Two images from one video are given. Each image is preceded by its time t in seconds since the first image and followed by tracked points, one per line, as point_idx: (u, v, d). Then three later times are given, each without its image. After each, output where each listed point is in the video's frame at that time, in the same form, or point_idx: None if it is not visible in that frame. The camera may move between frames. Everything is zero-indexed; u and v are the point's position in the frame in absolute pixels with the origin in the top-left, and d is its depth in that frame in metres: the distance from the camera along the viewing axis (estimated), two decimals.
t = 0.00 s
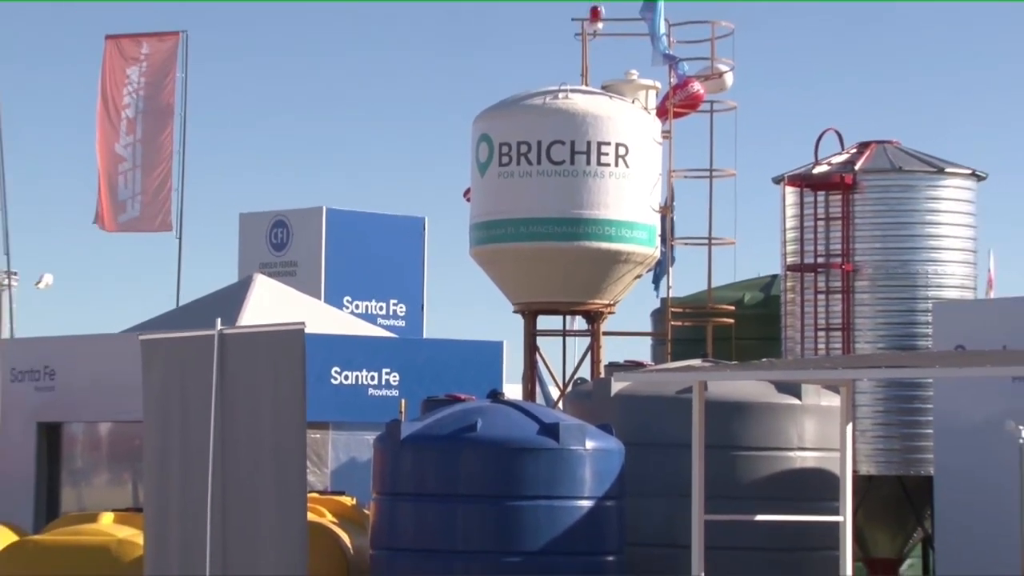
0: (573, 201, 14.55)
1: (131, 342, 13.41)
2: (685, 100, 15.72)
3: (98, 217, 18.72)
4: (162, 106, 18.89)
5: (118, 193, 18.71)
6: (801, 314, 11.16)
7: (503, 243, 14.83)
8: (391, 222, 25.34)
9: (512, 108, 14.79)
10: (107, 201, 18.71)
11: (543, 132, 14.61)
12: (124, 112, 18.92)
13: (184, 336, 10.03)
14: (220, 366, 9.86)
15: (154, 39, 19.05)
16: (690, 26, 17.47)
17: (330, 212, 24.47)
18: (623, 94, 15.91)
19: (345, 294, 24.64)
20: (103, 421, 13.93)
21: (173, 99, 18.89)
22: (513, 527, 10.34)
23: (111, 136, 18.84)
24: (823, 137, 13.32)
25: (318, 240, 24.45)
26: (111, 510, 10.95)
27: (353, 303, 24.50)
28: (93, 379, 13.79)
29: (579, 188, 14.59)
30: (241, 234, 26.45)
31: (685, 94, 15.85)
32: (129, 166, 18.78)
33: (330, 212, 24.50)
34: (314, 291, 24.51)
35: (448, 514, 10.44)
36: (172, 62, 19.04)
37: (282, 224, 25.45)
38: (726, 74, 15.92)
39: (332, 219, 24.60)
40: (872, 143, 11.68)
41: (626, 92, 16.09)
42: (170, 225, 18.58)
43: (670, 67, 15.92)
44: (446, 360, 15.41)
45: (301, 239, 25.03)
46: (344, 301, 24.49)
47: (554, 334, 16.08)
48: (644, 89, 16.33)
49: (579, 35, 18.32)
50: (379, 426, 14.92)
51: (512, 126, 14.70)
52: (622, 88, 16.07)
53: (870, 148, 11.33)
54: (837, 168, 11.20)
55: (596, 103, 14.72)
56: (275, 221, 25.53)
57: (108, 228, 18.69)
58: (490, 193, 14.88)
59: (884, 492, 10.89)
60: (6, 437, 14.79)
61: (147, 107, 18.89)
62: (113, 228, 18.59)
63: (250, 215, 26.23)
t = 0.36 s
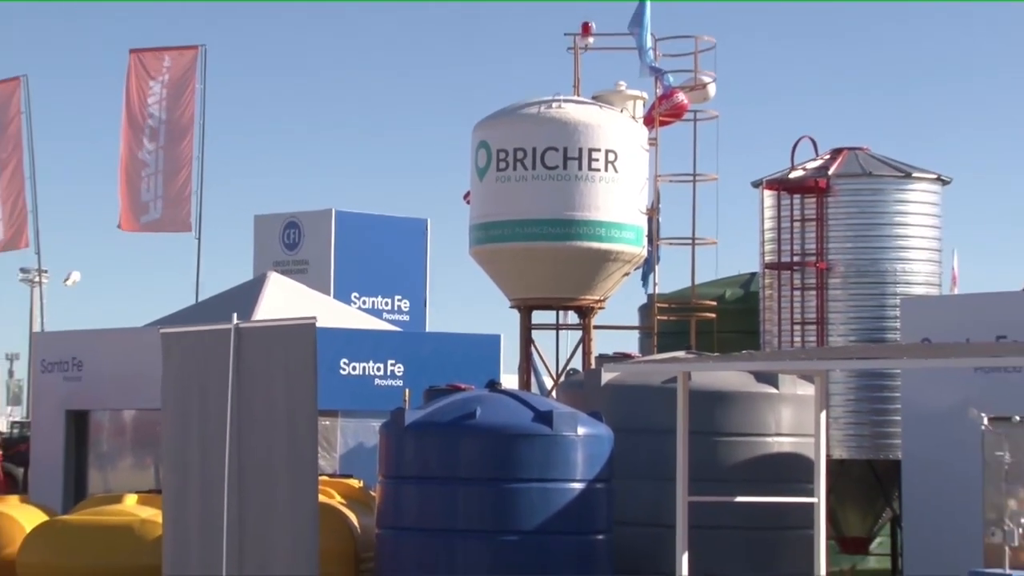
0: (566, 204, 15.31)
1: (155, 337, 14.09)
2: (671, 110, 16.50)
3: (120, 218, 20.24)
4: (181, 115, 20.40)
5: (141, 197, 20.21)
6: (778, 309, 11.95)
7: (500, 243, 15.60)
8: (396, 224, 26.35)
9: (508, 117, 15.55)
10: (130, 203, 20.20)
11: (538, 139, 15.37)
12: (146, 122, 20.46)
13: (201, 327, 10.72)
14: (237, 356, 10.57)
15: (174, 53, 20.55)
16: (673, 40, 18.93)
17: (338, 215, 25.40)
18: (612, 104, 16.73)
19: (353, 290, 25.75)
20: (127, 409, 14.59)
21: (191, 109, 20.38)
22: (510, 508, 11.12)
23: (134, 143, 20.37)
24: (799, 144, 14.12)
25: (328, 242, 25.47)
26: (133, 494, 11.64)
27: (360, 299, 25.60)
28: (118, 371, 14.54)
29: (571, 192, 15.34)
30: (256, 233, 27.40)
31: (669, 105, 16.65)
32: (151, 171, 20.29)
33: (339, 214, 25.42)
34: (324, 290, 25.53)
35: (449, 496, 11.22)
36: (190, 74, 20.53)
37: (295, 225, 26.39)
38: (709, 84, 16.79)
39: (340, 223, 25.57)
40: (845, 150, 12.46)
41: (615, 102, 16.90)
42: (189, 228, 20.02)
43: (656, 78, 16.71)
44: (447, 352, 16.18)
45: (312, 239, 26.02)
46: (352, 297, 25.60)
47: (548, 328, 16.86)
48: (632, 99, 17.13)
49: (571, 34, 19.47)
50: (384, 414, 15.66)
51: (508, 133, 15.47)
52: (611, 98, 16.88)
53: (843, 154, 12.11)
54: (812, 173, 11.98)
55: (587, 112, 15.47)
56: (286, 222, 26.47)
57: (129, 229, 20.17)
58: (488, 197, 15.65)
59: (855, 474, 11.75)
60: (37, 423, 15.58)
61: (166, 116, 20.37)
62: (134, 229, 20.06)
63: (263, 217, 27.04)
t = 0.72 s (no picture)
0: (563, 207, 16.11)
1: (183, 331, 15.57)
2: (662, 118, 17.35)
3: (145, 217, 21.39)
4: (205, 122, 21.50)
5: (165, 200, 21.36)
6: (763, 304, 12.73)
7: (502, 242, 16.39)
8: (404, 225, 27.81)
9: (509, 124, 16.37)
10: (155, 206, 21.35)
11: (538, 145, 16.18)
12: (174, 130, 21.58)
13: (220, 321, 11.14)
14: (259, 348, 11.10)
15: (198, 64, 21.65)
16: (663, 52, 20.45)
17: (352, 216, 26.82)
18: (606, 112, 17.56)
19: (365, 286, 27.24)
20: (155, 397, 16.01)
21: (213, 117, 21.50)
22: (511, 490, 11.92)
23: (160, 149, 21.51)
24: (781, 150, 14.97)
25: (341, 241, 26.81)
26: (162, 475, 12.52)
27: (372, 294, 27.06)
28: (147, 363, 15.97)
29: (569, 194, 16.15)
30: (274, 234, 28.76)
31: (659, 113, 17.53)
32: (178, 175, 21.41)
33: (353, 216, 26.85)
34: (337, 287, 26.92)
35: (455, 479, 12.01)
36: (213, 84, 21.67)
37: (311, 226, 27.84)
38: (698, 95, 17.71)
39: (353, 224, 26.98)
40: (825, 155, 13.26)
41: (609, 110, 17.74)
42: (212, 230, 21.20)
43: (649, 87, 17.56)
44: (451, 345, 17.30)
45: (327, 239, 27.25)
46: (364, 292, 27.07)
47: (547, 322, 17.66)
48: (626, 108, 17.99)
49: (571, 60, 21.33)
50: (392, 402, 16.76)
51: (509, 139, 16.28)
52: (605, 107, 17.71)
53: (823, 160, 12.92)
54: (794, 177, 12.78)
55: (584, 119, 16.30)
56: (303, 222, 27.72)
57: (152, 229, 21.30)
58: (490, 199, 16.46)
59: (834, 457, 12.57)
60: (69, 410, 16.99)
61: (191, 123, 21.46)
62: (159, 230, 21.22)
63: (281, 219, 28.52)
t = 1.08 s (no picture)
0: (558, 210, 16.95)
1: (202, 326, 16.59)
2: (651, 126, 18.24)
3: (172, 219, 23.59)
4: (224, 131, 23.66)
5: (189, 203, 23.53)
6: (745, 301, 13.55)
7: (501, 242, 17.24)
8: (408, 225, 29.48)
9: (508, 131, 17.18)
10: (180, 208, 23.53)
11: (534, 151, 16.99)
12: (196, 139, 23.71)
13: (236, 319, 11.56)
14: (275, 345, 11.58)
15: (215, 76, 23.72)
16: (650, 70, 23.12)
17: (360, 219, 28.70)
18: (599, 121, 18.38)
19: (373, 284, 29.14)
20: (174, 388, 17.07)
21: (231, 125, 23.61)
22: (509, 474, 12.74)
23: (184, 155, 23.71)
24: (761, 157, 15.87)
25: (350, 241, 28.59)
26: (183, 461, 13.33)
27: (380, 292, 28.94)
28: (169, 356, 17.05)
29: (563, 198, 16.98)
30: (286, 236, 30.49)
31: (648, 121, 18.47)
32: (200, 181, 23.56)
33: (361, 218, 28.75)
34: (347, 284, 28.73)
35: (456, 465, 12.83)
36: (232, 96, 23.74)
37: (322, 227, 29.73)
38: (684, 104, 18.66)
39: (362, 225, 28.85)
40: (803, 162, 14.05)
41: (601, 118, 18.60)
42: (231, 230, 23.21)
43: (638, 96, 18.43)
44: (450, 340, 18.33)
45: (337, 239, 29.03)
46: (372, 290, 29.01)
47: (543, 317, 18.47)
48: (617, 116, 18.85)
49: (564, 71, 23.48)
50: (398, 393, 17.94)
51: (507, 145, 17.11)
52: (598, 115, 18.55)
53: (801, 166, 13.75)
54: (774, 182, 13.59)
55: (577, 127, 17.14)
56: (314, 224, 29.38)
57: (179, 229, 23.49)
58: (489, 203, 17.29)
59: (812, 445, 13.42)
60: (96, 399, 18.19)
61: (211, 133, 23.61)
62: (184, 230, 23.38)
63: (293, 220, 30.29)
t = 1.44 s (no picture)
0: (553, 211, 17.91)
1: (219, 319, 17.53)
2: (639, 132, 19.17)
3: (190, 220, 24.55)
4: (240, 137, 24.65)
5: (207, 205, 24.50)
6: (728, 296, 14.42)
7: (499, 240, 18.16)
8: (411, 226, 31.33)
9: (506, 137, 18.14)
10: (199, 210, 24.52)
11: (531, 155, 17.94)
12: (214, 144, 24.68)
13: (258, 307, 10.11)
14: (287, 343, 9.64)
15: (231, 85, 24.67)
16: (641, 80, 25.37)
17: (366, 220, 30.34)
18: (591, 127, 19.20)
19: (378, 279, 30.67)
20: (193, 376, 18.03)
21: (245, 131, 24.65)
22: (507, 459, 13.61)
23: (201, 160, 24.65)
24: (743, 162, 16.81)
25: (358, 240, 30.28)
26: (201, 446, 14.22)
27: (384, 287, 30.61)
28: (189, 347, 18.02)
29: (557, 199, 17.94)
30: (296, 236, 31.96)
31: (638, 127, 19.29)
32: (218, 184, 24.55)
33: (367, 219, 30.37)
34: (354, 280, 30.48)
35: (457, 449, 13.69)
36: (247, 103, 24.72)
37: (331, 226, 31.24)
38: (671, 111, 19.61)
39: (368, 225, 30.50)
40: (782, 165, 14.85)
41: (593, 124, 19.46)
42: (246, 231, 24.27)
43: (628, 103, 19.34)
44: (450, 334, 19.44)
45: (345, 239, 30.74)
46: (378, 285, 30.56)
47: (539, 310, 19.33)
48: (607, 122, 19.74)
49: (558, 81, 25.23)
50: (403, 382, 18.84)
51: (506, 150, 18.06)
52: (590, 121, 19.42)
53: (780, 169, 14.60)
54: (756, 184, 14.44)
55: (571, 133, 18.11)
56: (323, 224, 31.17)
57: (198, 230, 24.51)
58: (488, 203, 18.23)
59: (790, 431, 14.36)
60: (118, 387, 19.17)
61: (228, 138, 24.60)
62: (201, 232, 24.39)
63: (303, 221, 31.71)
